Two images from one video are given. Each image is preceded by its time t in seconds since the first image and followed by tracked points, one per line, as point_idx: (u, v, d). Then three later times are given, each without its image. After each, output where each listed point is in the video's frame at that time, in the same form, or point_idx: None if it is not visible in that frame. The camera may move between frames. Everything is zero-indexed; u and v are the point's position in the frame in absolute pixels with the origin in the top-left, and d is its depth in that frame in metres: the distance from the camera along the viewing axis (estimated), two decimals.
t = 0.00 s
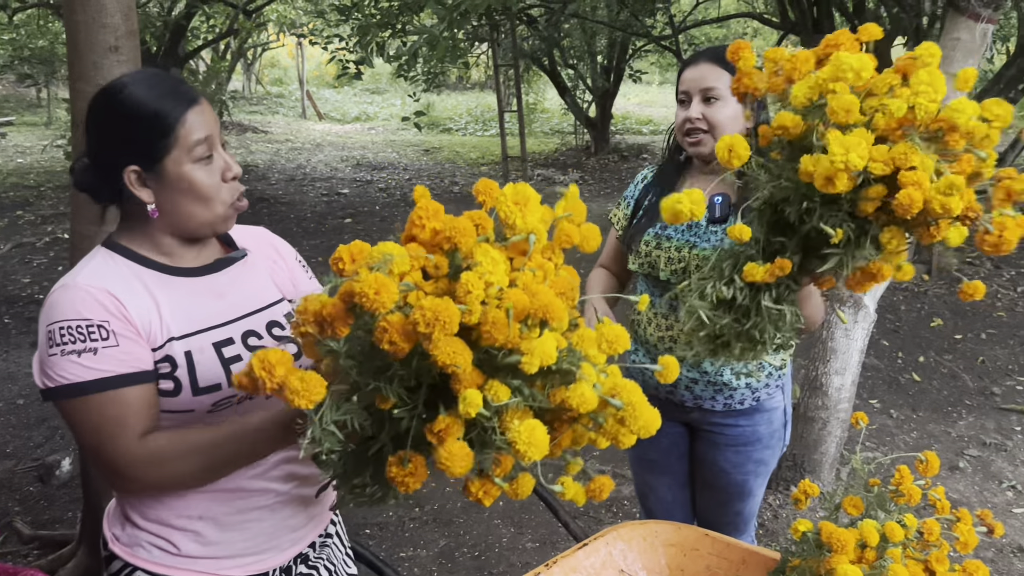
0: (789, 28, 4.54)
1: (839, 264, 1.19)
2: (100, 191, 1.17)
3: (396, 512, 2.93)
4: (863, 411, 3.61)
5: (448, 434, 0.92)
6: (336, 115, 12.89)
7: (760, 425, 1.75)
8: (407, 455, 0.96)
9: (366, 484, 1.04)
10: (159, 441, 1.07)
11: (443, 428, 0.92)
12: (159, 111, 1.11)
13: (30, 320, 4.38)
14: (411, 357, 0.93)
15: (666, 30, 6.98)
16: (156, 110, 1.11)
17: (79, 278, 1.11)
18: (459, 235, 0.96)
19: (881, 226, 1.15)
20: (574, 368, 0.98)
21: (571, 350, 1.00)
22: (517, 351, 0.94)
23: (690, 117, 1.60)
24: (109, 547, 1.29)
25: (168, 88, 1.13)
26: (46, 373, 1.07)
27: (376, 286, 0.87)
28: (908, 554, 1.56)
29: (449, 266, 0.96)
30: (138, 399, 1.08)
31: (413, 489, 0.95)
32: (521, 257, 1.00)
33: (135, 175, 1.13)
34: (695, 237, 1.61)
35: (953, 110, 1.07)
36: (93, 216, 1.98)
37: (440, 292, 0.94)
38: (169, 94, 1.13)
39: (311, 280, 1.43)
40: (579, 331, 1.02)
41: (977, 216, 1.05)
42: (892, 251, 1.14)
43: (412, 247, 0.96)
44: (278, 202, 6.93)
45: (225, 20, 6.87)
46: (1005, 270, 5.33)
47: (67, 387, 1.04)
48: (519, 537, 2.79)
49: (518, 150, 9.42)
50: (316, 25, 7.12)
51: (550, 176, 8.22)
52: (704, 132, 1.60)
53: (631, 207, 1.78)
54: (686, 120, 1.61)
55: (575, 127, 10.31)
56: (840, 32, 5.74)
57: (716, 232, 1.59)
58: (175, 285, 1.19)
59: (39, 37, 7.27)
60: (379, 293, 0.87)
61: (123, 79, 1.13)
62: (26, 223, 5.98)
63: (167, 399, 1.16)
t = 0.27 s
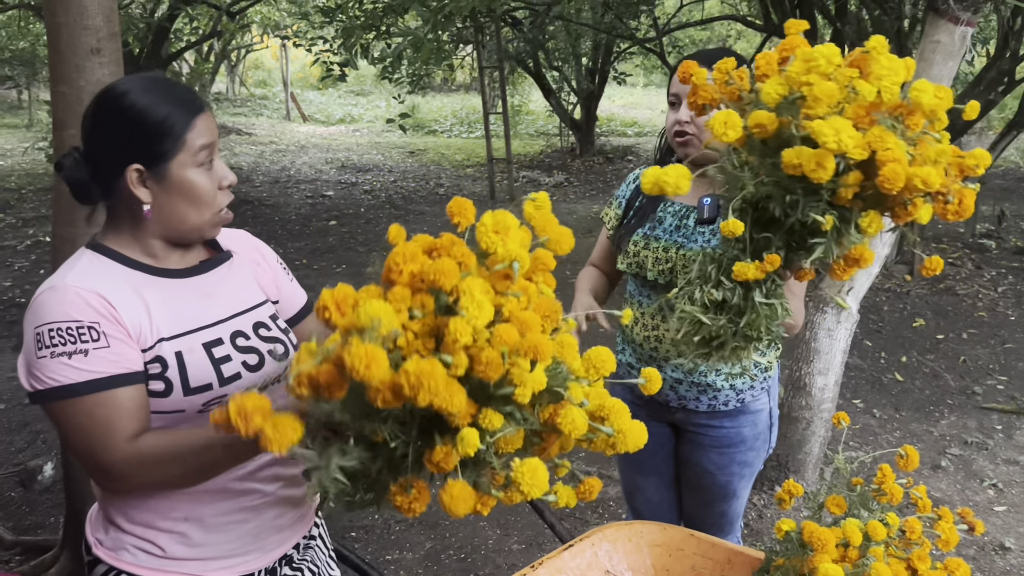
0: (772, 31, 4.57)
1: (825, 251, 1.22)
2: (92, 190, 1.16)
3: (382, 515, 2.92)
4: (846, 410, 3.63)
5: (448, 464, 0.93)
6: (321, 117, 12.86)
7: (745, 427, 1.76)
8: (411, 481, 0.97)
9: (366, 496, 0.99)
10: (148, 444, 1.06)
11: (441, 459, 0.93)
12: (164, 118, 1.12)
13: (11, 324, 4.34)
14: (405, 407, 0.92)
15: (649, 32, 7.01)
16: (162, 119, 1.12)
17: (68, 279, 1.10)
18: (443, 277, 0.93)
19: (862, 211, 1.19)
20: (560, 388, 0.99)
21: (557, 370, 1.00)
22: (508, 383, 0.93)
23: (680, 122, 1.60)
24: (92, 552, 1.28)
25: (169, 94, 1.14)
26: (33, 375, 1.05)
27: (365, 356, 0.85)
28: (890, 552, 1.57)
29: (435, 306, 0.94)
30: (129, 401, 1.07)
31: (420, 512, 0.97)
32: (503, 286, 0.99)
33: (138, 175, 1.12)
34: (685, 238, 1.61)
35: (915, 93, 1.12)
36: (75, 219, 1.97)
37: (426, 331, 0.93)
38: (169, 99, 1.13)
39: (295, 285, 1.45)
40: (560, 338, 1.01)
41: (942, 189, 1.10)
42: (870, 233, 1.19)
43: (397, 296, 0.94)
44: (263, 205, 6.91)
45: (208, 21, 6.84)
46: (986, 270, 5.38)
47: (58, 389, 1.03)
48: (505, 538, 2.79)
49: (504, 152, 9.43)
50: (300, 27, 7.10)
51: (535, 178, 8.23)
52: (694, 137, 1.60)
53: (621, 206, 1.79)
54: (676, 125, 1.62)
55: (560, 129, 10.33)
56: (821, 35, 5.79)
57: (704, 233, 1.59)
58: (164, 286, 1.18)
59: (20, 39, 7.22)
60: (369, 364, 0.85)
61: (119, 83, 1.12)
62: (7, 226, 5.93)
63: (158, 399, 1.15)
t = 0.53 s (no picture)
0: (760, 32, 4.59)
1: (773, 253, 1.18)
2: (94, 189, 1.16)
3: (372, 517, 2.91)
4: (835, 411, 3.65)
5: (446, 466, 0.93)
6: (310, 119, 12.83)
7: (739, 425, 1.77)
8: (407, 478, 0.97)
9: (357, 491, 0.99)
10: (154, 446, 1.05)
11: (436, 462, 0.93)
12: (169, 122, 1.12)
13: None
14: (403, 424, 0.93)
15: (639, 34, 7.03)
16: (167, 122, 1.12)
17: (74, 277, 1.09)
18: (441, 290, 0.95)
19: (810, 214, 1.15)
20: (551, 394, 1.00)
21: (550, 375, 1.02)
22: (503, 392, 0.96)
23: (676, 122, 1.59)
24: (85, 555, 1.26)
25: (174, 97, 1.14)
26: (36, 373, 1.05)
27: (374, 378, 0.86)
28: (879, 551, 1.58)
29: (432, 320, 0.96)
30: (135, 401, 1.06)
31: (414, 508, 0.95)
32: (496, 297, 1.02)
33: (142, 176, 1.12)
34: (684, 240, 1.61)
35: (854, 94, 1.09)
36: (63, 221, 1.95)
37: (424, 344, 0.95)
38: (174, 102, 1.14)
39: (287, 286, 1.45)
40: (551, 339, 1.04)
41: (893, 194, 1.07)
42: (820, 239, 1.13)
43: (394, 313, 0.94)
44: (251, 206, 6.88)
45: (197, 23, 6.82)
46: (974, 271, 5.41)
47: (66, 387, 1.03)
48: (496, 540, 2.79)
49: (493, 154, 9.43)
50: (289, 28, 7.08)
51: (525, 179, 8.24)
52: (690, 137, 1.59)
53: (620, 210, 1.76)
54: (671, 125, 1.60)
55: (550, 130, 10.34)
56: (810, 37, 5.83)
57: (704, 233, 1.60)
58: (167, 286, 1.18)
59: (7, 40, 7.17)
60: (376, 387, 0.86)
61: (123, 86, 1.13)
62: None
63: (162, 399, 1.14)
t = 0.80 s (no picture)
0: (753, 33, 4.60)
1: (712, 299, 1.21)
2: (96, 185, 1.16)
3: (367, 518, 2.91)
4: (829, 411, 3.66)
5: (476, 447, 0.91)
6: (303, 120, 12.81)
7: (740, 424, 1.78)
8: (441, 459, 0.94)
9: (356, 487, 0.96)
10: (146, 448, 1.04)
11: (474, 441, 0.91)
12: (173, 120, 1.11)
13: None
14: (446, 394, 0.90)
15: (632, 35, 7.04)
16: (171, 121, 1.11)
17: (78, 276, 1.08)
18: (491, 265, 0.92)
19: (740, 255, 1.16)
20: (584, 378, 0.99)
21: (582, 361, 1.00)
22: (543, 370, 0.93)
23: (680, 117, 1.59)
24: (85, 557, 1.25)
25: (180, 96, 1.13)
26: (36, 371, 1.04)
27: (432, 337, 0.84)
28: (874, 550, 1.58)
29: (478, 296, 0.93)
30: (128, 405, 1.05)
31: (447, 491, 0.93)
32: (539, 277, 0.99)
33: (143, 175, 1.11)
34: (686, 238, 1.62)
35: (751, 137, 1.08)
36: (55, 221, 1.94)
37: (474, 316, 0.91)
38: (179, 100, 1.13)
39: (289, 287, 1.44)
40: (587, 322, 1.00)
41: (806, 230, 1.07)
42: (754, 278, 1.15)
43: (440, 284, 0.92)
44: (245, 207, 6.86)
45: (190, 23, 6.80)
46: (966, 271, 5.43)
47: (64, 387, 1.02)
48: (491, 541, 2.78)
49: (487, 155, 9.43)
50: (282, 28, 7.06)
51: (519, 180, 8.24)
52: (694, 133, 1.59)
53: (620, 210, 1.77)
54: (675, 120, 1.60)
55: (543, 131, 10.35)
56: (804, 39, 5.84)
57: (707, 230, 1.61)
58: (172, 286, 1.17)
59: None
60: (431, 343, 0.84)
61: (127, 83, 1.11)
62: None
63: (167, 400, 1.14)
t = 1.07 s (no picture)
0: (751, 33, 4.60)
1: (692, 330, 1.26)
2: (101, 184, 1.16)
3: (365, 518, 2.90)
4: (827, 411, 3.66)
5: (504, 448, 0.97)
6: (300, 120, 12.80)
7: (739, 422, 1.78)
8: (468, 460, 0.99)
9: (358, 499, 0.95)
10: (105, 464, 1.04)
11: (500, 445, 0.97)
12: (178, 119, 1.11)
13: None
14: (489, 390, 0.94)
15: (629, 35, 7.04)
16: (176, 119, 1.11)
17: (72, 275, 1.08)
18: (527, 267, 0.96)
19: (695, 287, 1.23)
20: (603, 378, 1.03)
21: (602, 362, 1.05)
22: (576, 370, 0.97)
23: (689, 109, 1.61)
24: (86, 557, 1.26)
25: (189, 97, 1.13)
26: (22, 370, 1.04)
27: (503, 343, 0.88)
28: (873, 550, 1.58)
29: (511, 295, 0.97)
30: (102, 414, 1.05)
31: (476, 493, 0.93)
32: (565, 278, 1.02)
33: (148, 175, 1.11)
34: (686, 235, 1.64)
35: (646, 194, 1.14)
36: (53, 221, 1.93)
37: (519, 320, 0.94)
38: (186, 100, 1.13)
39: (294, 289, 1.42)
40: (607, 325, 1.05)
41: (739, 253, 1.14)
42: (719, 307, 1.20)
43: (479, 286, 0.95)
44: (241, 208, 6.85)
45: (186, 24, 6.79)
46: (963, 272, 5.44)
47: (38, 390, 1.02)
48: (489, 541, 2.78)
49: (484, 156, 9.42)
50: (279, 28, 7.05)
51: (516, 181, 8.23)
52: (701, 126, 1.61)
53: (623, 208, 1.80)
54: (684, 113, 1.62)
55: (541, 132, 10.34)
56: (801, 39, 5.85)
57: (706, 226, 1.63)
58: (172, 288, 1.16)
59: None
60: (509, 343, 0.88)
61: (134, 82, 1.11)
62: None
63: (163, 403, 1.13)
